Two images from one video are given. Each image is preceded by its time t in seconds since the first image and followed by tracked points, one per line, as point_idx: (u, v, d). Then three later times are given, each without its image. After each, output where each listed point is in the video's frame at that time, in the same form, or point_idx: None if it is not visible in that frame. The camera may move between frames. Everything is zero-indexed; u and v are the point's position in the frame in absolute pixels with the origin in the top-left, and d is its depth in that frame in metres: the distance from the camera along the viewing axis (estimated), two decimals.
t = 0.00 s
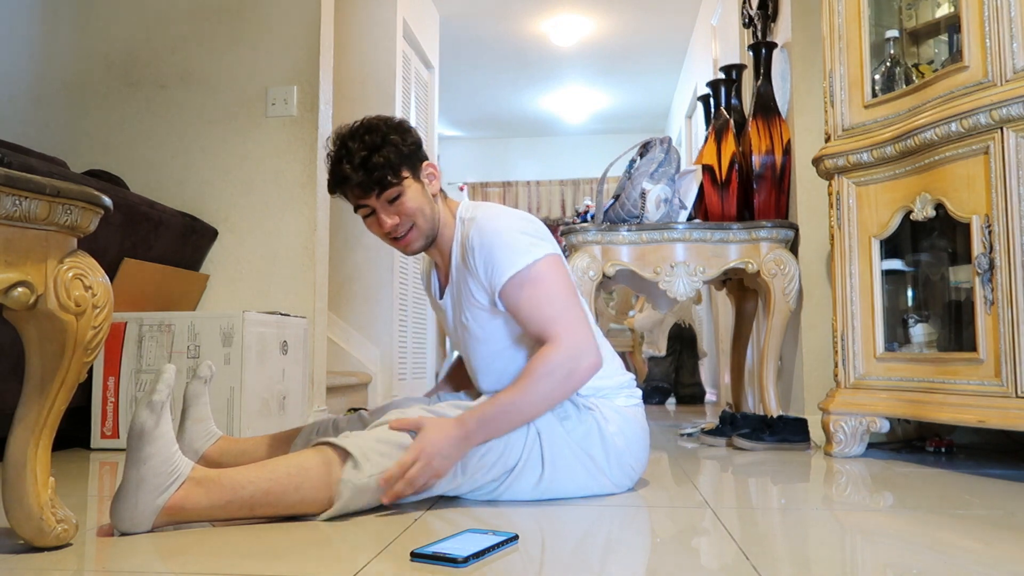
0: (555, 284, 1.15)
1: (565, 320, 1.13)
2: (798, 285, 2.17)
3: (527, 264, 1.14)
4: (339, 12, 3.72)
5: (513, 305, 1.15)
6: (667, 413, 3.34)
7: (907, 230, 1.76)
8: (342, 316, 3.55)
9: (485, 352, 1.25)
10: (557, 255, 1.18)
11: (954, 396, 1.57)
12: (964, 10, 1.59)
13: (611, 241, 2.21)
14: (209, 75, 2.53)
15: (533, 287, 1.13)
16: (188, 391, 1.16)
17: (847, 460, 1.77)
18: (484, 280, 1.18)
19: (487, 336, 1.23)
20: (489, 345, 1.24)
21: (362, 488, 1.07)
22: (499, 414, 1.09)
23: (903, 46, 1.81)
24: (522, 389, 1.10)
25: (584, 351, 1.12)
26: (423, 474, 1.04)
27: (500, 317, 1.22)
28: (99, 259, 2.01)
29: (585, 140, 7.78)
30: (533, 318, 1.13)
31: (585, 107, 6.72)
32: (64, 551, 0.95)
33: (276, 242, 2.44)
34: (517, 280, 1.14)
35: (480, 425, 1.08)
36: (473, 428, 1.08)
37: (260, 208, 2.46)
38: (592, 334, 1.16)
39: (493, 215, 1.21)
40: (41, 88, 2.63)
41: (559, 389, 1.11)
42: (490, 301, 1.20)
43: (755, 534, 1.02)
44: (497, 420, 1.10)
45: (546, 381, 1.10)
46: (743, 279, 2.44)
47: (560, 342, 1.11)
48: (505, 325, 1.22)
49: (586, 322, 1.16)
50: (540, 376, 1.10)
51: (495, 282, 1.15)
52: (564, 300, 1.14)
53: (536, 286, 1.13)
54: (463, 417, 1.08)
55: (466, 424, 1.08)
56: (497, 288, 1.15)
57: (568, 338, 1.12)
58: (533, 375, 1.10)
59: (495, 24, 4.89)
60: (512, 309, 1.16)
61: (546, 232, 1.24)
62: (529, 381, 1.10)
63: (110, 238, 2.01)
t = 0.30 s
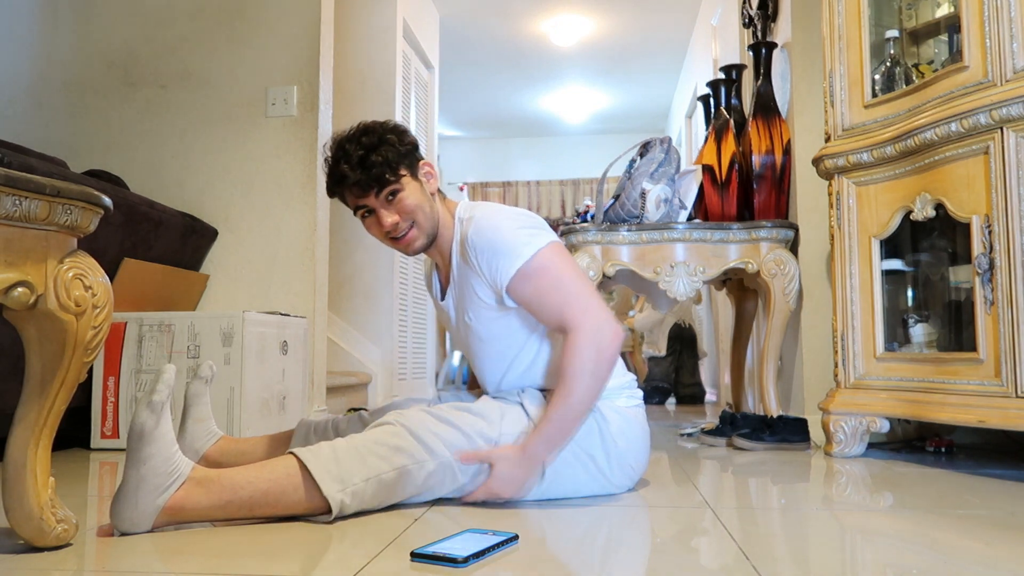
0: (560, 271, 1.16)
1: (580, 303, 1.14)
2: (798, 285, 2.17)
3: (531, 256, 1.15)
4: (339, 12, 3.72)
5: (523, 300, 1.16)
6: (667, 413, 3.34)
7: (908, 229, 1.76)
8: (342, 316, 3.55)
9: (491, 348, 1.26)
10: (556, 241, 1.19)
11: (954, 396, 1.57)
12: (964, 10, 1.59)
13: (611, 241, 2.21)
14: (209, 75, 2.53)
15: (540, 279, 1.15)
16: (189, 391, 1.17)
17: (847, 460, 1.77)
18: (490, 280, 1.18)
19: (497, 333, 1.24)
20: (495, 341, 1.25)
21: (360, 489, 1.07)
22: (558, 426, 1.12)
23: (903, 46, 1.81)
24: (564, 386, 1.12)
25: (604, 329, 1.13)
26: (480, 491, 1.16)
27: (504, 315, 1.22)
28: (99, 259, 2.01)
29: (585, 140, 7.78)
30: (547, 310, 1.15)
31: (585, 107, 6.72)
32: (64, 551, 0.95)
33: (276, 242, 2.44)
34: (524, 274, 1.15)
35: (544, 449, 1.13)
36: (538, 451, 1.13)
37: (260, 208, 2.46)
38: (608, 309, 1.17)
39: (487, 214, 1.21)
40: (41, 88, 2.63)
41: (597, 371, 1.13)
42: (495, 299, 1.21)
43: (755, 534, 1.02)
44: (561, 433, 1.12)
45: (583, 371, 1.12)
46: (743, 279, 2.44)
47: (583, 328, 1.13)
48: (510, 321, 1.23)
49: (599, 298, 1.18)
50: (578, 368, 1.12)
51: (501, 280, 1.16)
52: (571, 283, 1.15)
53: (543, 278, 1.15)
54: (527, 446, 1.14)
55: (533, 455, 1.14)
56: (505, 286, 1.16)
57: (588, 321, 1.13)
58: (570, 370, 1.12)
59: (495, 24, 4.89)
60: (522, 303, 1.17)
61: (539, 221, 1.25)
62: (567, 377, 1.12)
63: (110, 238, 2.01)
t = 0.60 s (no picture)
0: (569, 260, 1.17)
1: (590, 291, 1.14)
2: (798, 285, 2.17)
3: (541, 245, 1.16)
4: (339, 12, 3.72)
5: (530, 289, 1.17)
6: (667, 413, 3.34)
7: (908, 229, 1.76)
8: (342, 316, 3.55)
9: (490, 343, 1.26)
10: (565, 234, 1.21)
11: (954, 396, 1.57)
12: (964, 10, 1.59)
13: (611, 242, 2.21)
14: (209, 75, 2.53)
15: (549, 268, 1.16)
16: (189, 391, 1.17)
17: (847, 460, 1.77)
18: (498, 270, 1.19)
19: (500, 326, 1.24)
20: (495, 334, 1.25)
21: (360, 489, 1.07)
22: (568, 402, 1.10)
23: (903, 46, 1.81)
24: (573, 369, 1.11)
25: (615, 317, 1.14)
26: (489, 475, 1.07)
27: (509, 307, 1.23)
28: (99, 259, 2.01)
29: (585, 140, 7.78)
30: (555, 298, 1.15)
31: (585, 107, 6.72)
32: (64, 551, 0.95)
33: (276, 242, 2.44)
34: (534, 264, 1.16)
35: (554, 430, 1.11)
36: (546, 431, 1.11)
37: (261, 208, 2.46)
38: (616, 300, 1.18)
39: (496, 207, 1.22)
40: (41, 88, 2.63)
41: (608, 358, 1.12)
42: (500, 291, 1.21)
43: (755, 534, 1.02)
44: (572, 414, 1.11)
45: (594, 357, 1.11)
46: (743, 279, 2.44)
47: (593, 315, 1.13)
48: (512, 314, 1.23)
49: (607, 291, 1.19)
50: (588, 354, 1.11)
51: (510, 270, 1.17)
52: (580, 272, 1.16)
53: (552, 267, 1.16)
54: (535, 427, 1.11)
55: (548, 434, 1.10)
56: (512, 276, 1.17)
57: (599, 308, 1.14)
58: (580, 356, 1.11)
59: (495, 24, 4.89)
60: (531, 294, 1.18)
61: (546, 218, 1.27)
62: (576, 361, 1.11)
63: (110, 238, 2.02)
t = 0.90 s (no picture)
0: (574, 255, 1.17)
1: (595, 289, 1.15)
2: (798, 285, 2.17)
3: (546, 240, 1.16)
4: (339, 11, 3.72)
5: (536, 285, 1.17)
6: (667, 413, 3.34)
7: (907, 230, 1.76)
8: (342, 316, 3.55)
9: (492, 339, 1.26)
10: (571, 229, 1.21)
11: (954, 396, 1.57)
12: (964, 10, 1.59)
13: (611, 241, 2.21)
14: (209, 75, 2.53)
15: (555, 263, 1.16)
16: (189, 391, 1.17)
17: (847, 460, 1.77)
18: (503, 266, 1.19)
19: (503, 322, 1.24)
20: (497, 331, 1.25)
21: (360, 489, 1.07)
22: (601, 409, 1.10)
23: (903, 46, 1.81)
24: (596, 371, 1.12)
25: (622, 312, 1.14)
26: (569, 472, 1.01)
27: (512, 303, 1.23)
28: (99, 259, 2.01)
29: (585, 140, 7.78)
30: (561, 293, 1.15)
31: (585, 107, 6.72)
32: (64, 550, 0.95)
33: (276, 242, 2.44)
34: (539, 259, 1.16)
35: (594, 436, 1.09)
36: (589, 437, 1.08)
37: (261, 208, 2.46)
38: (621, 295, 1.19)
39: (501, 202, 1.22)
40: (41, 88, 2.63)
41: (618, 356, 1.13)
42: (505, 286, 1.21)
43: (755, 534, 1.02)
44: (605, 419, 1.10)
45: (605, 357, 1.12)
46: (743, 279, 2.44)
47: (601, 313, 1.14)
48: (514, 310, 1.23)
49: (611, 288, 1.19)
50: (602, 353, 1.12)
51: (516, 265, 1.17)
52: (586, 267, 1.17)
53: (557, 262, 1.16)
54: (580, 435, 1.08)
55: (586, 447, 1.06)
56: (518, 271, 1.17)
57: (606, 302, 1.14)
58: (592, 355, 1.12)
59: (495, 24, 4.89)
60: (536, 289, 1.18)
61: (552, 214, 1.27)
62: (595, 362, 1.12)
63: (110, 238, 2.02)
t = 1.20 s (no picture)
0: (563, 278, 1.17)
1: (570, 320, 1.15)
2: (798, 285, 2.17)
3: (539, 258, 1.16)
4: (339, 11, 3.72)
5: (525, 301, 1.17)
6: (667, 413, 3.34)
7: (908, 229, 1.76)
8: (342, 316, 3.54)
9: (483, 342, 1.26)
10: (565, 246, 1.20)
11: (954, 396, 1.57)
12: (964, 10, 1.59)
13: (611, 241, 2.21)
14: (209, 75, 2.53)
15: (545, 281, 1.16)
16: (188, 391, 1.17)
17: (847, 460, 1.77)
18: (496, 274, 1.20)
19: (490, 330, 1.24)
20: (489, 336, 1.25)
21: (359, 489, 1.07)
22: (591, 448, 1.11)
23: (903, 46, 1.81)
24: (575, 412, 1.12)
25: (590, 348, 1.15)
26: (593, 488, 1.09)
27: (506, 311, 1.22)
28: (99, 259, 2.01)
29: (585, 140, 7.78)
30: (545, 319, 1.16)
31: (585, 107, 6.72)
32: (64, 550, 0.95)
33: (276, 241, 2.44)
34: (529, 274, 1.16)
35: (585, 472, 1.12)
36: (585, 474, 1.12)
37: (261, 208, 2.46)
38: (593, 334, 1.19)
39: (502, 207, 1.23)
40: (41, 87, 2.63)
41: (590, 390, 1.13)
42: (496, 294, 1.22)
43: (755, 534, 1.02)
44: (597, 457, 1.12)
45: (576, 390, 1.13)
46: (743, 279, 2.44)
47: (573, 346, 1.14)
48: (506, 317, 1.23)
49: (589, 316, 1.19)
50: (572, 386, 1.13)
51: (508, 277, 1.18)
52: (570, 292, 1.17)
53: (547, 281, 1.16)
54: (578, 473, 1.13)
55: (581, 484, 1.11)
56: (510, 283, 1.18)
57: (581, 340, 1.15)
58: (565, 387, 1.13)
59: (495, 24, 4.89)
60: (522, 304, 1.18)
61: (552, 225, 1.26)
62: (569, 399, 1.13)
63: (110, 238, 2.02)
